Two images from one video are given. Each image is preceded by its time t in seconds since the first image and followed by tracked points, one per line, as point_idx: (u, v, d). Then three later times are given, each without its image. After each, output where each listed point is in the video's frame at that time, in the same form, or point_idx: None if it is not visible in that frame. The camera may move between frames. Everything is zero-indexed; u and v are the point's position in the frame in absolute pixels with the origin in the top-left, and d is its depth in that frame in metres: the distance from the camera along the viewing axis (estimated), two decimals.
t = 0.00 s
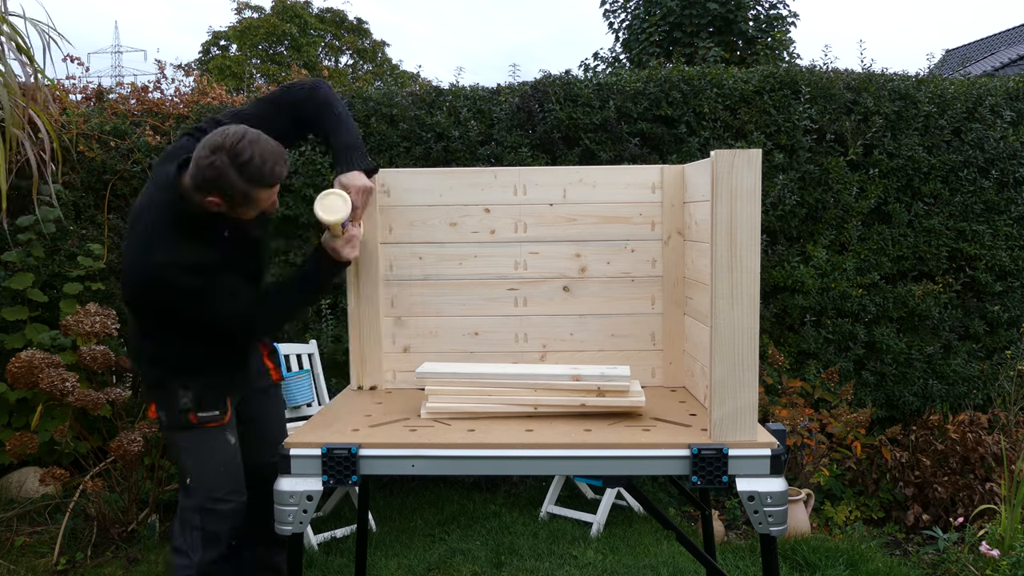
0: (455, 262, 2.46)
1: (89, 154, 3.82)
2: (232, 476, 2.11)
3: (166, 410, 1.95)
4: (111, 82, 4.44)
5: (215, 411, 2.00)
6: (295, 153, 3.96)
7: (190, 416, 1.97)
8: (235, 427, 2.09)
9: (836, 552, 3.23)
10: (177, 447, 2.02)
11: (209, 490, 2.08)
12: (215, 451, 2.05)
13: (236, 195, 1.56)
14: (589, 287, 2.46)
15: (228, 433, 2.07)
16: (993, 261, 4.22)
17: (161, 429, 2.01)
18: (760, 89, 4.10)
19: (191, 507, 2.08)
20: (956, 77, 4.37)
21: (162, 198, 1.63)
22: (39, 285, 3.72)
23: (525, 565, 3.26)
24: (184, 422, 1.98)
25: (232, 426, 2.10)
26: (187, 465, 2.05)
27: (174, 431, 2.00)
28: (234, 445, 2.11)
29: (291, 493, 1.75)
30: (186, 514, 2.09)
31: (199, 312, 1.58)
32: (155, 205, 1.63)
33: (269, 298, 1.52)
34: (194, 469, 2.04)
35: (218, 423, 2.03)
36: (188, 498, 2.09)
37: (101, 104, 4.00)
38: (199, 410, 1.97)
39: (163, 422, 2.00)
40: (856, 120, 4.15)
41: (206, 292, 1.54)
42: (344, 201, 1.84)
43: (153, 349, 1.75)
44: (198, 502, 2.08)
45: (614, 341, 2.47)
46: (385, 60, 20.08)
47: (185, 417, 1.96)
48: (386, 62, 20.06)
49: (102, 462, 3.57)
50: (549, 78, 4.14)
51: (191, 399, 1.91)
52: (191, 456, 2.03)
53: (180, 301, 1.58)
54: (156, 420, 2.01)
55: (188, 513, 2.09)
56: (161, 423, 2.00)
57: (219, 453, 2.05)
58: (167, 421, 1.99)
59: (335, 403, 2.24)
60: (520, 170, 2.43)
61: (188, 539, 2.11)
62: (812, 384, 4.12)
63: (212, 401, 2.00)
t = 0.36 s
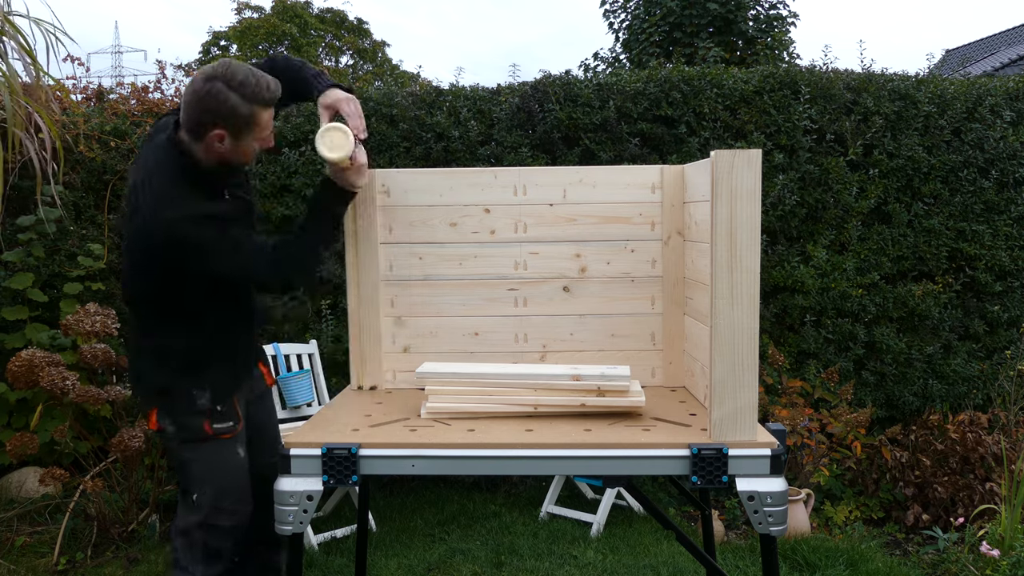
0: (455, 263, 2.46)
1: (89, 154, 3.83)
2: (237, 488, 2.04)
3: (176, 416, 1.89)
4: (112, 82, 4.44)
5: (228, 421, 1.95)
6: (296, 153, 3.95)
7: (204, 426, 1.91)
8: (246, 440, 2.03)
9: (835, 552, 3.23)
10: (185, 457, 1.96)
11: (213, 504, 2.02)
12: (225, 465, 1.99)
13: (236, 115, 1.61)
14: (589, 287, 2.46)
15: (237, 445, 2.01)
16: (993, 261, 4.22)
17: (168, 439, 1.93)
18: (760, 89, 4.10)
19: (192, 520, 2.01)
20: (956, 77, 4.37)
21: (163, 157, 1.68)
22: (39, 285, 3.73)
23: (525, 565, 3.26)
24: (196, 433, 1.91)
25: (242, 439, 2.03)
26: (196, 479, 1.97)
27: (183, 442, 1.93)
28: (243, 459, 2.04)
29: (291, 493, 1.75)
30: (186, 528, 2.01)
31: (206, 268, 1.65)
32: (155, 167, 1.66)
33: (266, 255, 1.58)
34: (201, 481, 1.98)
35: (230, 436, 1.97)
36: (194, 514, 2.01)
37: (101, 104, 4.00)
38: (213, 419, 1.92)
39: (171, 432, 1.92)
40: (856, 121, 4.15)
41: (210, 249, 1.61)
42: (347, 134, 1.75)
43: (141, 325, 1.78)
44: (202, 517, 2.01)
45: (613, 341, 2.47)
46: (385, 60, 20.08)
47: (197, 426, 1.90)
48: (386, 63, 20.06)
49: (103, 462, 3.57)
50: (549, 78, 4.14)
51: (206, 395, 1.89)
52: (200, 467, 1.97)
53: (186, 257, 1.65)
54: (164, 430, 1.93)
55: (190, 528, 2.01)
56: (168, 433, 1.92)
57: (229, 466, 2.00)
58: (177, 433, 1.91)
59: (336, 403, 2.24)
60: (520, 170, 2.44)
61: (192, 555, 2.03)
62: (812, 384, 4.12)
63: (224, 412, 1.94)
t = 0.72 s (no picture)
0: (454, 263, 2.46)
1: (89, 154, 3.83)
2: (219, 529, 1.84)
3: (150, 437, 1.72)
4: (111, 82, 4.44)
5: (209, 453, 1.80)
6: (296, 153, 3.99)
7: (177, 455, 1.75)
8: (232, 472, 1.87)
9: (836, 552, 3.23)
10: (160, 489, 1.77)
11: (191, 547, 1.80)
12: (207, 502, 1.81)
13: (298, 63, 1.84)
14: (589, 287, 2.46)
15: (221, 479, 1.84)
16: (993, 261, 4.22)
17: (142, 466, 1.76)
18: (760, 89, 4.10)
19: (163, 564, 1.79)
20: (956, 77, 4.37)
21: (187, 141, 1.65)
22: (39, 285, 3.73)
23: (525, 565, 3.26)
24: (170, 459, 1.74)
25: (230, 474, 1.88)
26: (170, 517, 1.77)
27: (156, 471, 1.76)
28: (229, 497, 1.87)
29: (291, 493, 1.75)
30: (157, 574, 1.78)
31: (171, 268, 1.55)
32: (176, 148, 1.61)
33: (222, 307, 1.63)
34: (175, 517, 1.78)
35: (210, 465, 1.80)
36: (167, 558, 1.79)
37: (101, 104, 4.00)
38: (191, 447, 1.76)
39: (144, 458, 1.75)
40: (856, 120, 4.15)
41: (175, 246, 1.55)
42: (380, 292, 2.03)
43: (115, 341, 1.66)
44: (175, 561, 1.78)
45: (613, 341, 2.47)
46: (385, 60, 20.07)
47: (174, 452, 1.74)
48: (386, 62, 20.06)
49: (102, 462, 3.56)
50: (549, 78, 4.14)
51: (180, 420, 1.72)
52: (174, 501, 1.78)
53: (175, 282, 1.56)
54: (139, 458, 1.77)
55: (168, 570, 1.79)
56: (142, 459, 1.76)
57: (207, 506, 1.81)
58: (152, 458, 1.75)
59: (335, 403, 2.25)
60: (520, 170, 2.44)
61: None
62: (812, 384, 4.11)
63: (202, 436, 1.77)
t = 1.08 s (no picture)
0: (454, 263, 2.46)
1: (89, 154, 3.83)
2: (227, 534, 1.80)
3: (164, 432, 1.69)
4: (111, 82, 4.44)
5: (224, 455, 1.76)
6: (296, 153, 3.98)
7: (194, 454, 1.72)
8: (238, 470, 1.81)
9: (835, 552, 3.23)
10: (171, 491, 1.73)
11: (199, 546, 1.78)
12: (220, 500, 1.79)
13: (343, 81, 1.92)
14: (589, 287, 2.46)
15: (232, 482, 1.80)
16: (993, 261, 4.22)
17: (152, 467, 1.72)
18: (760, 89, 4.10)
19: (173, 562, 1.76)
20: (956, 77, 4.37)
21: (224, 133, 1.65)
22: (39, 285, 3.73)
23: (525, 565, 3.26)
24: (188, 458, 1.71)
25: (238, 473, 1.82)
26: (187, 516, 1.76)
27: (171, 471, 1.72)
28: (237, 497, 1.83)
29: (291, 493, 1.75)
30: (165, 574, 1.77)
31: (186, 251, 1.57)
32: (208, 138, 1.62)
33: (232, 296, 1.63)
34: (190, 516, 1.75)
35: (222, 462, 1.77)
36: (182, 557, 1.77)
37: (101, 104, 3.99)
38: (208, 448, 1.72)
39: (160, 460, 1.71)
40: (856, 121, 4.15)
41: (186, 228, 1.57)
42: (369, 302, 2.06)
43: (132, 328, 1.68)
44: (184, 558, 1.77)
45: (613, 341, 2.47)
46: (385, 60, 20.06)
47: (185, 452, 1.71)
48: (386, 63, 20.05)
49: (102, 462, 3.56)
50: (549, 78, 4.14)
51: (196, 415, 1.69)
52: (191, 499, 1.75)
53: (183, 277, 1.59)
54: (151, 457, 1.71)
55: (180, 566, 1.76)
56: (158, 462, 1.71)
57: (219, 504, 1.79)
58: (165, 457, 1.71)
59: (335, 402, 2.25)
60: (520, 170, 2.43)
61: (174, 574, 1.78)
62: (812, 384, 4.12)
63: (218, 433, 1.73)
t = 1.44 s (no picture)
0: (454, 263, 2.46)
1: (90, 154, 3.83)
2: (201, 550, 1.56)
3: (129, 450, 1.46)
4: (111, 82, 4.44)
5: (197, 468, 1.53)
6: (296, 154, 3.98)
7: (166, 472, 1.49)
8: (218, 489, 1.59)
9: (835, 552, 3.23)
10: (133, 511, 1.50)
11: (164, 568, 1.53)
12: (193, 518, 1.55)
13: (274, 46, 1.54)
14: (589, 287, 2.46)
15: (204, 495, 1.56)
16: (993, 261, 4.22)
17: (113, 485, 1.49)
18: (760, 89, 4.10)
19: None
20: (956, 77, 4.37)
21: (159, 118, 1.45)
22: (39, 285, 3.73)
23: (525, 565, 3.27)
24: (157, 479, 1.48)
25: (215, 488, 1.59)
26: (150, 537, 1.52)
27: (134, 491, 1.49)
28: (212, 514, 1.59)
29: (291, 493, 1.75)
30: None
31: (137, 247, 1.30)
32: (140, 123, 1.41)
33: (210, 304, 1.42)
34: (153, 540, 1.52)
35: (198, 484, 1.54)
36: None
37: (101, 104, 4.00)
38: (180, 463, 1.50)
39: (120, 476, 1.48)
40: (856, 121, 4.15)
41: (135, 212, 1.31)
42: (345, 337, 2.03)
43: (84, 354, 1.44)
44: None
45: (613, 341, 2.47)
46: (385, 60, 20.05)
47: (157, 471, 1.48)
48: (386, 63, 20.05)
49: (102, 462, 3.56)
50: (549, 78, 4.14)
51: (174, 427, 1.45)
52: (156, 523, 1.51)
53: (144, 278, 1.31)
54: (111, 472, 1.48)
55: None
56: (117, 479, 1.48)
57: (188, 523, 1.54)
58: (127, 477, 1.48)
59: (335, 403, 2.25)
60: (520, 170, 2.43)
61: None
62: (812, 384, 4.12)
63: (194, 453, 1.50)
